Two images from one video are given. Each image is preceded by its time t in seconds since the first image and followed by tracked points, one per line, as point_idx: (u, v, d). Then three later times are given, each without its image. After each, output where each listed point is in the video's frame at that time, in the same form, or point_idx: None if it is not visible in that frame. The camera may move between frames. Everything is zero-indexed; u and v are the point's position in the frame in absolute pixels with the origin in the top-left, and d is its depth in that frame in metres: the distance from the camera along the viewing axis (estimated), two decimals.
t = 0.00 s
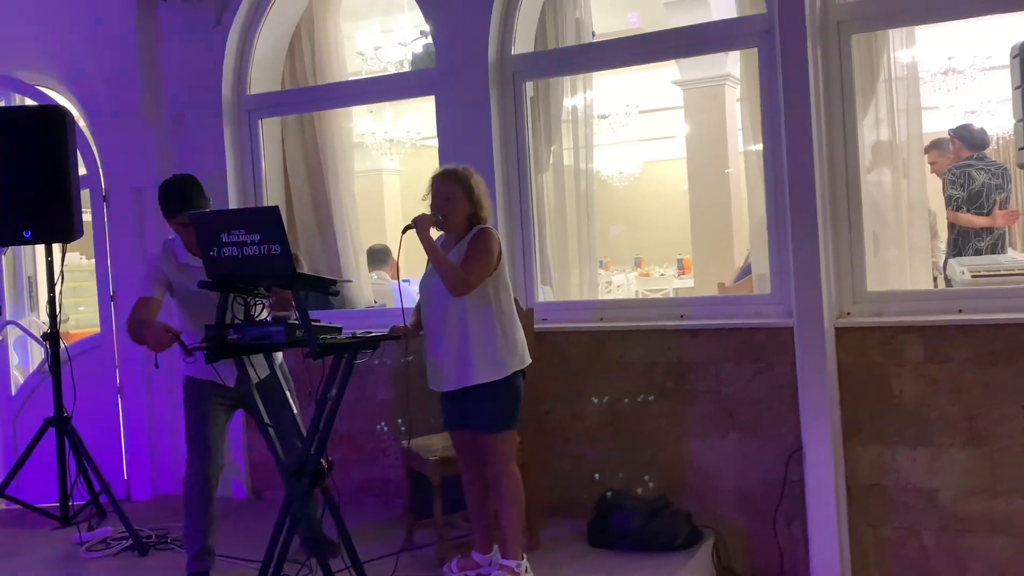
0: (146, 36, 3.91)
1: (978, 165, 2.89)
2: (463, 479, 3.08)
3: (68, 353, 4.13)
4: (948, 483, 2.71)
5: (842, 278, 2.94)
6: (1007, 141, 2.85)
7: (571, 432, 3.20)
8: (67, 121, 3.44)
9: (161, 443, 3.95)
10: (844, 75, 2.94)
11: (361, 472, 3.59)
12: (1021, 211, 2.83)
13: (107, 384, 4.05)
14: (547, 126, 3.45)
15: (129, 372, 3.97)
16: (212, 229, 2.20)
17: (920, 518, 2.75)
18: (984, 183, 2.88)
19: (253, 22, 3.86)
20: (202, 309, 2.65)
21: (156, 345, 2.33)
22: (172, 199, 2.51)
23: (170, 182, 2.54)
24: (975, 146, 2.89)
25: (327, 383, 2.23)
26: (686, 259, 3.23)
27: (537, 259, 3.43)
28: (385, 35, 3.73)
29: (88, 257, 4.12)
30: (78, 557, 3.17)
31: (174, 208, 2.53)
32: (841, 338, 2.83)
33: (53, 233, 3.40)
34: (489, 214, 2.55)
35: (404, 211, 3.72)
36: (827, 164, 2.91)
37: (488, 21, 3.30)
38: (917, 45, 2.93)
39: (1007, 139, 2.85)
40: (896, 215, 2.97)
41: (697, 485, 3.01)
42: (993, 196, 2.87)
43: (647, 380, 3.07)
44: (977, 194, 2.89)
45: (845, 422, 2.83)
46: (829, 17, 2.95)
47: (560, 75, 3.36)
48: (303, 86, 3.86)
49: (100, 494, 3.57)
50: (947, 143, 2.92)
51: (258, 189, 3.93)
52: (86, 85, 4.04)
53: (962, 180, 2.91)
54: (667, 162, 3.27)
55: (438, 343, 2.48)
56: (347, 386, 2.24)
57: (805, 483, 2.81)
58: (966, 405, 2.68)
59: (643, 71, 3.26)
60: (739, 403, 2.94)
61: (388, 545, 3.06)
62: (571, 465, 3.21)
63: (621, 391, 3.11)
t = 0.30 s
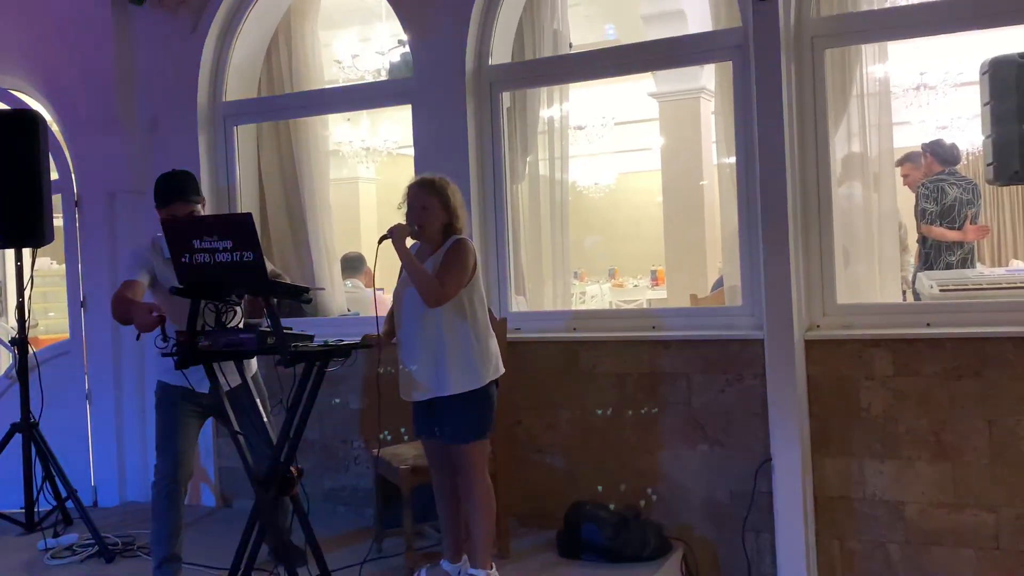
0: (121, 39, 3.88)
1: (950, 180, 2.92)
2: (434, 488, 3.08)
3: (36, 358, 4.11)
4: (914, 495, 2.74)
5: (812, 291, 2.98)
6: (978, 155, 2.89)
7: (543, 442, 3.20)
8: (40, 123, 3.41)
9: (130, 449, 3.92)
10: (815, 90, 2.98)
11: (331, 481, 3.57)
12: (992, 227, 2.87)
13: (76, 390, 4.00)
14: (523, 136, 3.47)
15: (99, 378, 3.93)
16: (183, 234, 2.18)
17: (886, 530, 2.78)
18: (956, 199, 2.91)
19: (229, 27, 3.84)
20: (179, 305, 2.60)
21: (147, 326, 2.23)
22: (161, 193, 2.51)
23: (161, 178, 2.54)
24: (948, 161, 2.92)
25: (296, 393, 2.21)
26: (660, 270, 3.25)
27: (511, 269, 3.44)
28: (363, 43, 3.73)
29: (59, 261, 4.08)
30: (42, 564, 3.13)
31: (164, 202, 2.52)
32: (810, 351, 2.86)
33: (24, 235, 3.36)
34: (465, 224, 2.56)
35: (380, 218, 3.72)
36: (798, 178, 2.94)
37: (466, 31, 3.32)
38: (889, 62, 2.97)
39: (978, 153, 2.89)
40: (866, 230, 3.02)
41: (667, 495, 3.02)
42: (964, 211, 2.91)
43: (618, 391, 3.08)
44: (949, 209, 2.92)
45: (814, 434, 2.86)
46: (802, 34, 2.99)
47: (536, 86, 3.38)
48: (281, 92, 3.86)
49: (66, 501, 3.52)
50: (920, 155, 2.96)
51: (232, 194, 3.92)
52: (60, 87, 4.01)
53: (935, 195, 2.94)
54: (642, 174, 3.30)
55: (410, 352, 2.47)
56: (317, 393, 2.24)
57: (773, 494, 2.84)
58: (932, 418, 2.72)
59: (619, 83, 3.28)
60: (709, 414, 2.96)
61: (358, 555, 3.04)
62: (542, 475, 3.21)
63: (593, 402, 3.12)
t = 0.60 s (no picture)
0: (119, 35, 3.88)
1: (949, 179, 2.93)
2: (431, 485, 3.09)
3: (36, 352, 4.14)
4: (910, 494, 2.75)
5: (809, 290, 2.98)
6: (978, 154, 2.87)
7: (540, 439, 3.21)
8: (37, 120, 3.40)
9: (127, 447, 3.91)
10: (812, 89, 2.98)
11: (328, 479, 3.57)
12: (989, 227, 2.88)
13: (74, 386, 4.01)
14: (520, 135, 3.47)
15: (96, 375, 3.93)
16: (179, 232, 2.18)
17: (882, 528, 2.78)
18: (954, 198, 2.92)
19: (227, 24, 3.84)
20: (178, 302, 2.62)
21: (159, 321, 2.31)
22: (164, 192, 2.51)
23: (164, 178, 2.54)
24: (946, 159, 2.92)
25: (294, 390, 2.21)
26: (658, 269, 3.24)
27: (509, 266, 3.44)
28: (361, 41, 3.73)
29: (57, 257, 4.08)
30: (39, 560, 3.13)
31: (167, 200, 2.52)
32: (807, 350, 2.87)
33: (21, 231, 3.36)
34: (460, 220, 2.56)
35: (377, 215, 3.71)
36: (795, 177, 2.95)
37: (464, 29, 3.32)
38: (886, 61, 2.98)
39: (977, 151, 2.87)
40: (863, 228, 3.02)
41: (664, 493, 3.03)
42: (963, 210, 2.91)
43: (615, 389, 3.09)
44: (947, 208, 2.93)
45: (811, 433, 2.86)
46: (799, 32, 2.99)
47: (534, 84, 3.38)
48: (279, 90, 3.87)
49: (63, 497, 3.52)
50: (920, 151, 2.96)
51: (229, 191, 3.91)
52: (58, 84, 4.01)
53: (934, 193, 2.95)
54: (639, 172, 3.30)
55: (408, 349, 2.47)
56: (314, 391, 2.24)
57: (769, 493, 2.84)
58: (928, 417, 2.72)
59: (617, 81, 3.29)
60: (706, 413, 2.96)
61: (355, 552, 3.05)
62: (539, 473, 3.21)
63: (590, 400, 3.13)
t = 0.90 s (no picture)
0: (151, 35, 3.93)
1: (982, 175, 2.89)
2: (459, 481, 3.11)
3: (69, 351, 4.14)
4: (944, 493, 2.71)
5: (840, 287, 2.95)
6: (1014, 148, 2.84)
7: (568, 436, 3.20)
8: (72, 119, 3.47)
9: (163, 442, 3.99)
10: (844, 83, 2.95)
11: (357, 475, 3.60)
12: None
13: (107, 382, 4.07)
14: (549, 132, 3.46)
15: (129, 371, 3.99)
16: (212, 229, 2.20)
17: (915, 528, 2.75)
18: (988, 194, 2.88)
19: (258, 23, 3.88)
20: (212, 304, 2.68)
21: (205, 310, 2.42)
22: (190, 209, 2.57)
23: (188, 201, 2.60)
24: (981, 155, 2.89)
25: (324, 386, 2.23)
26: (688, 265, 3.23)
27: (537, 263, 3.45)
28: (391, 38, 3.75)
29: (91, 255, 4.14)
30: (74, 553, 3.19)
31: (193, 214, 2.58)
32: (838, 347, 2.84)
33: (56, 229, 3.42)
34: (491, 218, 2.55)
35: (407, 212, 3.72)
36: (827, 173, 2.91)
37: (493, 26, 3.32)
38: (920, 55, 2.93)
39: (1012, 145, 2.84)
40: (897, 224, 2.98)
41: (693, 491, 3.01)
42: (998, 206, 2.86)
43: (643, 386, 3.08)
44: (979, 204, 2.88)
45: (842, 431, 2.83)
46: (831, 26, 2.96)
47: (563, 80, 3.38)
48: (307, 89, 3.90)
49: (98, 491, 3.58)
50: (954, 147, 2.92)
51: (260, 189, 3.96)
52: (92, 84, 4.07)
53: (967, 189, 2.91)
54: (668, 168, 3.27)
55: (437, 345, 2.48)
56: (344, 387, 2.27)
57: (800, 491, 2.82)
58: (962, 416, 2.68)
59: (646, 77, 3.27)
60: (736, 410, 2.94)
61: (384, 547, 3.07)
62: (567, 470, 3.21)
63: (618, 397, 3.12)
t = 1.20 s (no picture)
0: (149, 18, 3.91)
1: (982, 164, 2.88)
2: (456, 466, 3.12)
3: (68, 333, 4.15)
4: (938, 481, 2.73)
5: (838, 275, 2.96)
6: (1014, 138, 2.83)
7: (565, 423, 3.22)
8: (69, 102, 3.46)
9: (161, 425, 3.99)
10: (845, 71, 2.95)
11: (355, 459, 3.61)
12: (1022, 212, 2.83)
13: (105, 366, 4.07)
14: (549, 118, 3.45)
15: (128, 355, 4.00)
16: (210, 214, 2.20)
17: (909, 515, 2.77)
18: (986, 183, 2.87)
19: (257, 7, 3.86)
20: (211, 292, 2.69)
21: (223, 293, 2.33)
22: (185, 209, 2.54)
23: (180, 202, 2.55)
24: (982, 144, 2.87)
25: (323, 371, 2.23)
26: (686, 253, 3.23)
27: (535, 250, 3.45)
28: (390, 23, 3.72)
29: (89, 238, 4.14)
30: (73, 535, 3.20)
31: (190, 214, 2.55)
32: (835, 336, 2.84)
33: (54, 212, 3.42)
34: (495, 205, 2.56)
35: (406, 198, 3.72)
36: (826, 161, 2.92)
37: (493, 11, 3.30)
38: (922, 43, 2.92)
39: (1013, 134, 2.83)
40: (896, 213, 2.98)
41: (689, 477, 3.03)
42: (997, 196, 2.86)
43: (640, 373, 3.09)
44: (979, 194, 2.88)
45: (838, 419, 2.85)
46: (832, 14, 2.95)
47: (563, 67, 3.37)
48: (306, 74, 3.88)
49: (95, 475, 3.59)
50: (954, 136, 2.91)
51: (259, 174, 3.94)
52: (90, 66, 4.05)
53: (966, 178, 2.90)
54: (668, 156, 3.26)
55: (437, 331, 2.48)
56: (343, 372, 2.27)
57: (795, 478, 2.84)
58: (958, 404, 2.70)
59: (647, 64, 3.27)
60: (732, 398, 2.95)
61: (381, 531, 3.09)
62: (564, 456, 3.23)
63: (615, 383, 3.13)
